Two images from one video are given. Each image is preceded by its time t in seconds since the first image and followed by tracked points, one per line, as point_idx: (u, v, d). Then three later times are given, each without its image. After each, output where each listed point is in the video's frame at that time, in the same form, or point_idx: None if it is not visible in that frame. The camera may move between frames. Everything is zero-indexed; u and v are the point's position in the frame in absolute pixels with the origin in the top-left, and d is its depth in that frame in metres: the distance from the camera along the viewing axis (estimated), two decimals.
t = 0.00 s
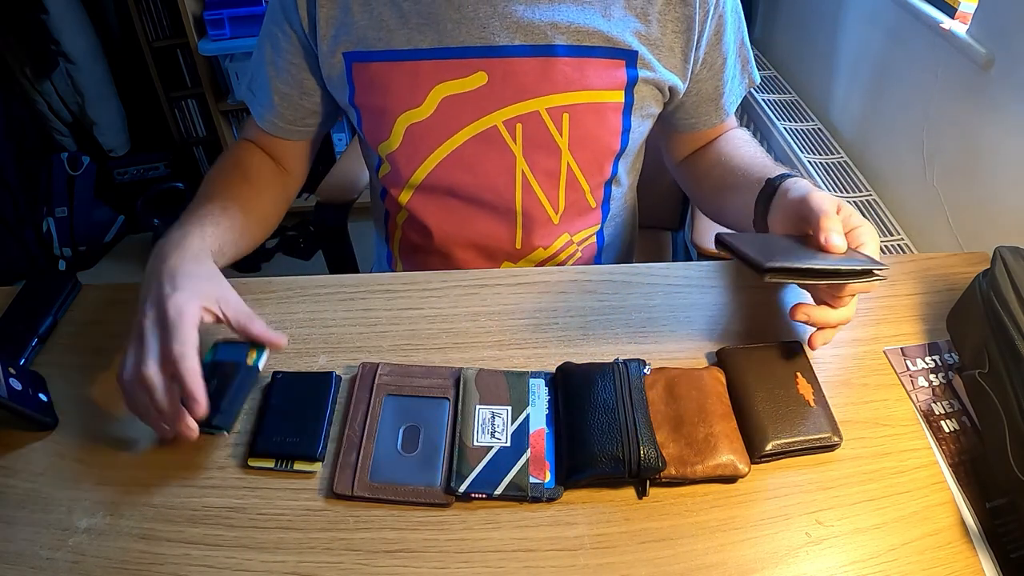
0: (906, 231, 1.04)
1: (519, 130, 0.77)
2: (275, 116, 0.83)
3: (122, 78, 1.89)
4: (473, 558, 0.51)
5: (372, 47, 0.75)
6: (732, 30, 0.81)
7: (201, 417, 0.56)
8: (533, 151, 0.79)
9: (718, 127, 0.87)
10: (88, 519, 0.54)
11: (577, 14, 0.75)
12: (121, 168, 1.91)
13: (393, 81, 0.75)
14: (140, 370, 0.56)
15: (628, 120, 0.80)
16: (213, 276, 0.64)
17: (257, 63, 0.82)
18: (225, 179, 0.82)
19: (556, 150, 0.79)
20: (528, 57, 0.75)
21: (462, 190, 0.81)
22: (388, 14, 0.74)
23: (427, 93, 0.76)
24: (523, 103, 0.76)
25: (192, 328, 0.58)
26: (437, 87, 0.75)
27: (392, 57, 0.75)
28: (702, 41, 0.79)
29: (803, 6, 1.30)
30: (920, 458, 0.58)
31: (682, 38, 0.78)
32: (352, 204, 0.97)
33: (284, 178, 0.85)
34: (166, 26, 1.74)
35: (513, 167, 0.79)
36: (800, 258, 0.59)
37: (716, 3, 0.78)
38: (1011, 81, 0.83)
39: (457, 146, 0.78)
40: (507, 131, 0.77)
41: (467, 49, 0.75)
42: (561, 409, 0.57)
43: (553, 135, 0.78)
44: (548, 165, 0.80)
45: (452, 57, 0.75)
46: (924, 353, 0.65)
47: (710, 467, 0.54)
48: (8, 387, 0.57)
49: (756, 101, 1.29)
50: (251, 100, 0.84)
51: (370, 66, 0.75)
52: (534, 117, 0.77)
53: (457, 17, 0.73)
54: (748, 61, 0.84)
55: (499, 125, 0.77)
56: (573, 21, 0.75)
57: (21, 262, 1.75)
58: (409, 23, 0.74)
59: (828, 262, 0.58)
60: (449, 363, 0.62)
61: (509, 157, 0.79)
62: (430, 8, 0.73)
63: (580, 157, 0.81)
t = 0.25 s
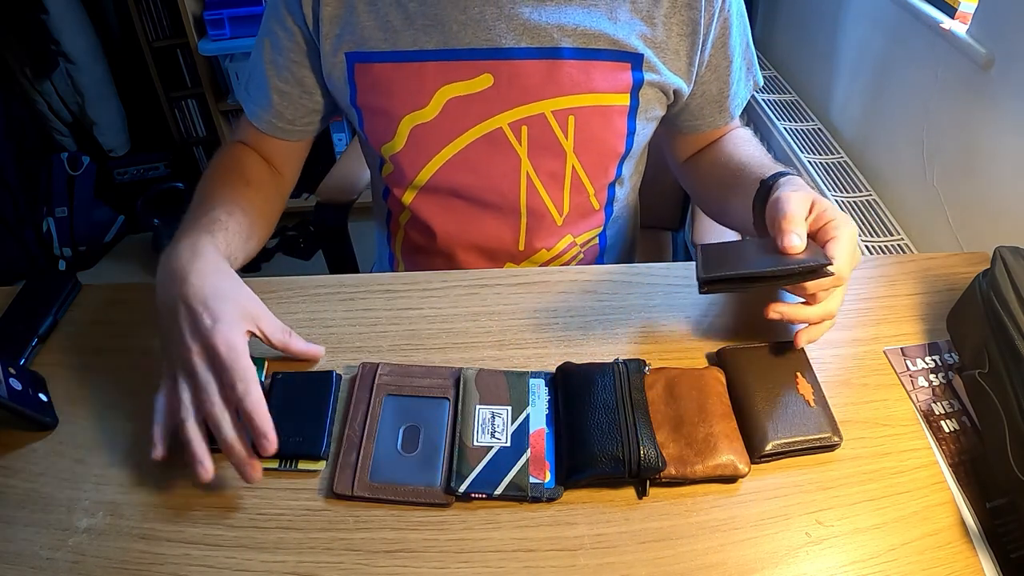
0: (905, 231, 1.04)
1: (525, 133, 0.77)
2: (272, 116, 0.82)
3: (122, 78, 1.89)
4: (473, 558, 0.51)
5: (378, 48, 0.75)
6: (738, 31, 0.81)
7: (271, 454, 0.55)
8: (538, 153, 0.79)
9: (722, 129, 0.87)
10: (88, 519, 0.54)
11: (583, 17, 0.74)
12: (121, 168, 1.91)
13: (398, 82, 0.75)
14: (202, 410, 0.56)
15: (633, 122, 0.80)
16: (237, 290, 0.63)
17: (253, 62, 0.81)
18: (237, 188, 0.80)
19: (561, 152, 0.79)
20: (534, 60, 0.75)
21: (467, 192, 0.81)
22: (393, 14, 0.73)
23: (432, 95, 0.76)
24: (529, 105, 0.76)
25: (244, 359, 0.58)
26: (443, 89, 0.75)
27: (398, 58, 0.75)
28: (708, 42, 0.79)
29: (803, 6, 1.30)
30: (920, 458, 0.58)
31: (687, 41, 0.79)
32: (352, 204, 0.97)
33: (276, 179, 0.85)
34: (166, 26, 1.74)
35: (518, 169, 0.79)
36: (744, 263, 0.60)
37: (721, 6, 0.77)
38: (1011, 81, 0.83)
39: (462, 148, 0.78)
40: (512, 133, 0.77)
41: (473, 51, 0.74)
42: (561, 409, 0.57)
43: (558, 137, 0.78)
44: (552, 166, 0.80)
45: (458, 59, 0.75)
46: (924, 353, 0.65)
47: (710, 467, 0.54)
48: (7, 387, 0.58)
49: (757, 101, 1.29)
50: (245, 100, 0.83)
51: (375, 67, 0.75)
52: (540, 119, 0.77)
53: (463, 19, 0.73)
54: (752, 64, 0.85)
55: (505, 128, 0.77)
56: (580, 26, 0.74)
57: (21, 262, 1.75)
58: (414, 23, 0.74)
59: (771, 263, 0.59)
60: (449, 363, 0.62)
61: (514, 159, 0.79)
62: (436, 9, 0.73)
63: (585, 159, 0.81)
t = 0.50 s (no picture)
0: (906, 231, 1.04)
1: (530, 136, 0.77)
2: (271, 117, 0.82)
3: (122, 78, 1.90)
4: (473, 558, 0.51)
5: (382, 50, 0.75)
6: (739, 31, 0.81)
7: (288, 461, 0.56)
8: (542, 156, 0.79)
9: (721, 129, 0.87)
10: (88, 519, 0.54)
11: (587, 19, 0.74)
12: (121, 168, 1.92)
13: (403, 85, 0.75)
14: (217, 418, 0.56)
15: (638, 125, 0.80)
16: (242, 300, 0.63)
17: (251, 62, 0.81)
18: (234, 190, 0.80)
19: (565, 154, 0.79)
20: (539, 62, 0.75)
21: (470, 194, 0.81)
22: (397, 17, 0.74)
23: (437, 97, 0.75)
24: (534, 109, 0.76)
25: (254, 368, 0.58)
26: (447, 92, 0.75)
27: (402, 61, 0.75)
28: (712, 42, 0.79)
29: (803, 6, 1.30)
30: (919, 458, 0.58)
31: (691, 42, 0.79)
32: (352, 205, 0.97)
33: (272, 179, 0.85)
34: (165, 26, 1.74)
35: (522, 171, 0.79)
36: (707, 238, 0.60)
37: (725, 8, 0.78)
38: (1011, 81, 0.83)
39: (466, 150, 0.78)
40: (517, 136, 0.77)
41: (478, 54, 0.74)
42: (561, 410, 0.57)
43: (563, 140, 0.78)
44: (556, 168, 0.80)
45: (463, 62, 0.74)
46: (924, 353, 0.65)
47: (710, 467, 0.54)
48: (7, 387, 0.58)
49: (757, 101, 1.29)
50: (243, 102, 0.83)
51: (379, 69, 0.75)
52: (544, 122, 0.77)
53: (468, 21, 0.73)
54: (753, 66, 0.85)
55: (509, 130, 0.77)
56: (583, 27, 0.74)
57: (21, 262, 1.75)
58: (418, 25, 0.74)
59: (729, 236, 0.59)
60: (450, 363, 0.62)
61: (518, 162, 0.79)
62: (440, 12, 0.73)
63: (590, 162, 0.81)
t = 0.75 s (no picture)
0: (906, 231, 1.04)
1: (529, 136, 0.77)
2: (273, 120, 0.82)
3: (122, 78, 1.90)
4: (473, 558, 0.51)
5: (381, 51, 0.75)
6: (740, 31, 0.81)
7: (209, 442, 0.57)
8: (542, 157, 0.79)
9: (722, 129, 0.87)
10: (88, 519, 0.54)
11: (586, 20, 0.74)
12: (121, 168, 1.92)
13: (402, 86, 0.75)
14: (147, 392, 0.58)
15: (636, 125, 0.80)
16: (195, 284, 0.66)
17: (253, 65, 0.81)
18: (224, 183, 0.81)
19: (565, 155, 0.79)
20: (538, 64, 0.75)
21: (470, 195, 0.81)
22: (395, 18, 0.73)
23: (436, 98, 0.75)
24: (533, 110, 0.76)
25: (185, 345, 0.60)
26: (446, 93, 0.75)
27: (401, 62, 0.75)
28: (712, 42, 0.79)
29: (803, 6, 1.30)
30: (919, 458, 0.58)
31: (690, 43, 0.78)
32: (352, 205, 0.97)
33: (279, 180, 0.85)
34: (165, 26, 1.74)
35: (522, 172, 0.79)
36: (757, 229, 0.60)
37: (725, 9, 0.78)
38: (1011, 81, 0.83)
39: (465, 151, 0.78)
40: (517, 137, 0.77)
41: (478, 55, 0.74)
42: (561, 409, 0.57)
43: (562, 141, 0.78)
44: (556, 169, 0.80)
45: (462, 63, 0.74)
46: (924, 353, 0.65)
47: (710, 467, 0.54)
48: (7, 387, 0.58)
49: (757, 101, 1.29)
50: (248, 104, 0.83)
51: (379, 70, 0.75)
52: (544, 124, 0.77)
53: (467, 23, 0.73)
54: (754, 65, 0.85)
55: (509, 131, 0.77)
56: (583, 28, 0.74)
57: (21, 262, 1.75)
58: (418, 27, 0.74)
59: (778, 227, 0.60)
60: (449, 364, 0.62)
61: (518, 162, 0.79)
62: (440, 13, 0.73)
63: (590, 163, 0.81)
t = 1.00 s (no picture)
0: (906, 231, 1.04)
1: (525, 134, 0.77)
2: (270, 117, 0.82)
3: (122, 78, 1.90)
4: (473, 558, 0.51)
5: (378, 49, 0.75)
6: (736, 31, 0.81)
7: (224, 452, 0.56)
8: (539, 155, 0.79)
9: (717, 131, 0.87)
10: (88, 519, 0.54)
11: (582, 19, 0.74)
12: (121, 168, 1.92)
13: (399, 84, 0.75)
14: (160, 402, 0.57)
15: (633, 123, 0.80)
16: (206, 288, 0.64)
17: (251, 62, 0.82)
18: (221, 183, 0.81)
19: (561, 154, 0.79)
20: (534, 62, 0.75)
21: (467, 192, 0.81)
22: (392, 15, 0.73)
23: (433, 96, 0.75)
24: (529, 108, 0.76)
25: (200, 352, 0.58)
26: (443, 91, 0.75)
27: (398, 59, 0.75)
28: (706, 44, 0.79)
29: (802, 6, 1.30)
30: (919, 458, 0.58)
31: (686, 43, 0.78)
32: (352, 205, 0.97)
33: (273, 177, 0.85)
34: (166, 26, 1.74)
35: (518, 170, 0.80)
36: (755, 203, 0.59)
37: (720, 11, 0.78)
38: (1011, 81, 0.83)
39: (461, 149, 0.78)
40: (513, 134, 0.77)
41: (475, 53, 0.74)
42: (561, 409, 0.57)
43: (559, 139, 0.78)
44: (552, 168, 0.80)
45: (458, 61, 0.74)
46: (924, 353, 0.65)
47: (710, 467, 0.54)
48: (7, 387, 0.58)
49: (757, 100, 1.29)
50: (245, 101, 0.83)
51: (375, 68, 0.75)
52: (540, 122, 0.77)
53: (464, 21, 0.73)
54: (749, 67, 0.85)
55: (505, 129, 0.77)
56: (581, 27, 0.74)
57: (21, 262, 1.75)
58: (415, 25, 0.74)
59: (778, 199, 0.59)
60: (448, 363, 0.62)
61: (514, 160, 0.79)
62: (437, 11, 0.73)
63: (586, 161, 0.81)
